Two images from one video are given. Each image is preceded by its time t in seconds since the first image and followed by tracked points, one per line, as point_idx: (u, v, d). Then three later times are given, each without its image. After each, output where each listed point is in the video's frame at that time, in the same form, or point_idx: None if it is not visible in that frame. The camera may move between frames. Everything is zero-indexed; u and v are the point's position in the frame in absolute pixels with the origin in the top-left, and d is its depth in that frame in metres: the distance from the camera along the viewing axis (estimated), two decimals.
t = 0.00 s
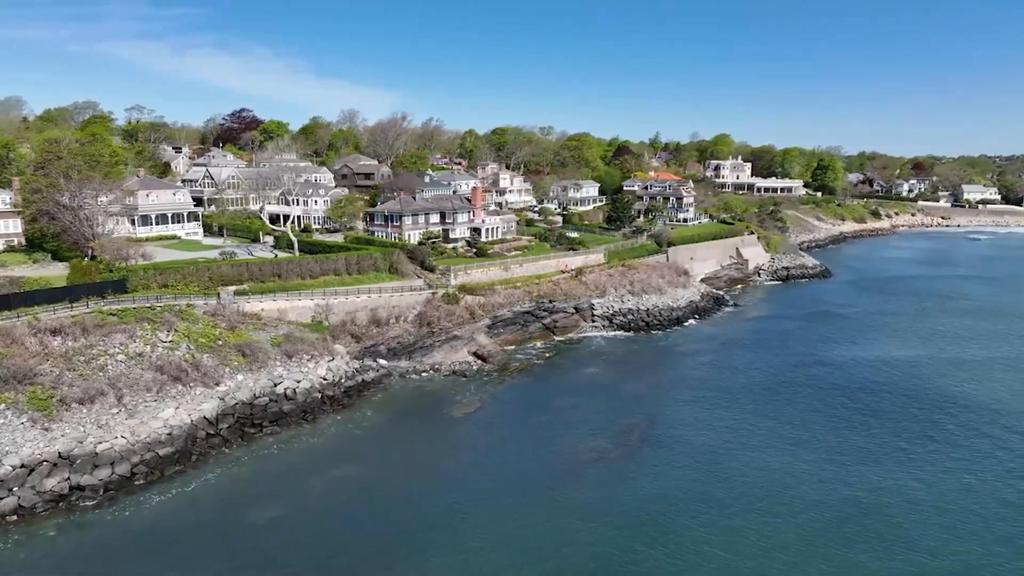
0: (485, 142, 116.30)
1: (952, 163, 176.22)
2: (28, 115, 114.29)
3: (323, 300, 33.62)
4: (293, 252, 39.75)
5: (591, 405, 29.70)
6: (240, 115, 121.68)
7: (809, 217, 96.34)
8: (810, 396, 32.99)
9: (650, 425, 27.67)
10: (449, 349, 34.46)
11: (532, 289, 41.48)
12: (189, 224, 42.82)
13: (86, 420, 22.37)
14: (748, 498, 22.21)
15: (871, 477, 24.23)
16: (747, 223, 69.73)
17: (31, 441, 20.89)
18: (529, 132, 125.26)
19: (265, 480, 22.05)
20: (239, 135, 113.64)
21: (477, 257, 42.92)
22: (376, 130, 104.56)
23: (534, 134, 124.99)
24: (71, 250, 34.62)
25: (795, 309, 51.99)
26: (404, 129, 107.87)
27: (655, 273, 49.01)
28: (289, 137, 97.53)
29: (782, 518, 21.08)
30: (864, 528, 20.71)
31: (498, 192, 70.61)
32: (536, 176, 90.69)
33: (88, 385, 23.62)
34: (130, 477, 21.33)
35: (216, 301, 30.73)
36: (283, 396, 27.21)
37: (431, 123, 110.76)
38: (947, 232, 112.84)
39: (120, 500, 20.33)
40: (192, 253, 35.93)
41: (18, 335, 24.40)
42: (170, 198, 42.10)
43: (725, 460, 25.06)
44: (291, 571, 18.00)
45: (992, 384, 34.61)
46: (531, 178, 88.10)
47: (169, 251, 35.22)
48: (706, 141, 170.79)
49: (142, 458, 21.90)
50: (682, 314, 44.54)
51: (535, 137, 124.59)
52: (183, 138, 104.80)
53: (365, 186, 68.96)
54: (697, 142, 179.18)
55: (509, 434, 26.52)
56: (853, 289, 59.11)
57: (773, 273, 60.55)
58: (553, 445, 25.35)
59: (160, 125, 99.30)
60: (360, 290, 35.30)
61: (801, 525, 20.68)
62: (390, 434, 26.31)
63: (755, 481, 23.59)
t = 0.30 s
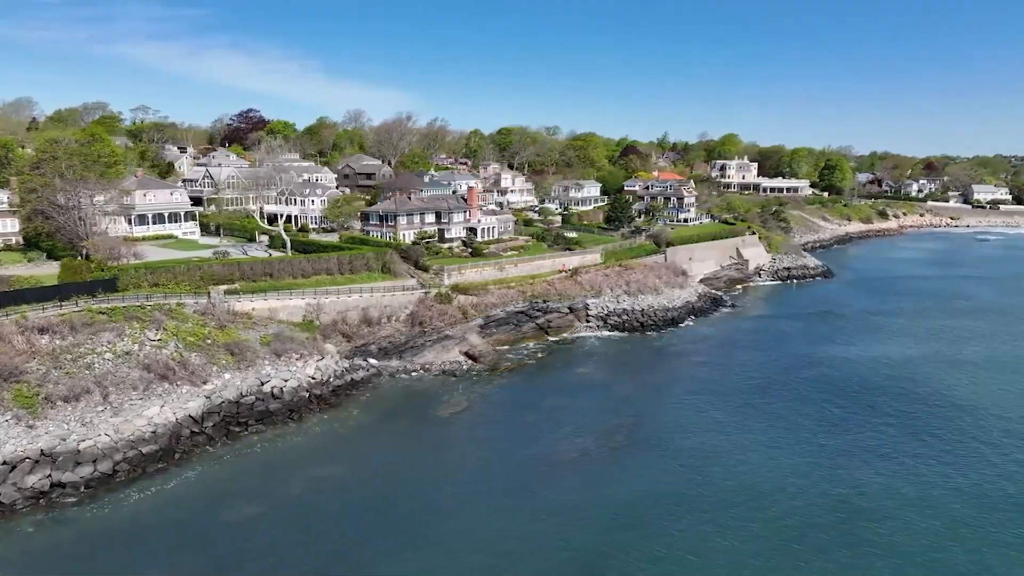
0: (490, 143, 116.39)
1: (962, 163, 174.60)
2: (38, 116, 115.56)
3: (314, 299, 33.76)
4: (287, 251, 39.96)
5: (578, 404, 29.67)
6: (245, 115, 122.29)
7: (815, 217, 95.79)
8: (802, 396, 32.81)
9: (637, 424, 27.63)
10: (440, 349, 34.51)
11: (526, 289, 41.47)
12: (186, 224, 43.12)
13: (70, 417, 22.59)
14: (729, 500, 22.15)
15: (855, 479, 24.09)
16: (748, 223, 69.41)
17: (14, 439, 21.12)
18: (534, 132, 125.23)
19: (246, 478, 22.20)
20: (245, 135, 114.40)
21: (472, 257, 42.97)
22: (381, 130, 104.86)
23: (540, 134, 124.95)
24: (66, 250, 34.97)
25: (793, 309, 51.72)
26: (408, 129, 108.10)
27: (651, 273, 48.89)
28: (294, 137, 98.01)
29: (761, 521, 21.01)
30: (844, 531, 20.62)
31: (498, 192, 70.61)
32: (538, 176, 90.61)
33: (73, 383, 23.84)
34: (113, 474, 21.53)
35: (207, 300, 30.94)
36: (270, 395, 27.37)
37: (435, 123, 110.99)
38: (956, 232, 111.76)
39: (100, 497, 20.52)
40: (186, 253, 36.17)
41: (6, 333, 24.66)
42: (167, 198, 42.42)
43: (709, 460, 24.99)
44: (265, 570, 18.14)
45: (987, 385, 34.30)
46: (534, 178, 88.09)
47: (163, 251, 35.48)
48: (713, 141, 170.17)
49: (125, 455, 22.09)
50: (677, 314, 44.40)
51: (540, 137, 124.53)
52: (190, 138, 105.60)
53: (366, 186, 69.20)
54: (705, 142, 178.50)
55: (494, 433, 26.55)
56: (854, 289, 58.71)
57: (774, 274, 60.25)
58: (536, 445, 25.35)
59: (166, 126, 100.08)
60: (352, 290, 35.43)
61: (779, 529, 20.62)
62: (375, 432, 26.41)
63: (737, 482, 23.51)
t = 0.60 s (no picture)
0: (495, 143, 116.46)
1: (974, 163, 172.93)
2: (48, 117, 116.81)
3: (306, 299, 33.90)
4: (282, 251, 40.17)
5: (565, 404, 29.64)
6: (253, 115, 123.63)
7: (820, 217, 95.22)
8: (793, 397, 32.64)
9: (622, 425, 27.59)
10: (431, 349, 34.56)
11: (520, 289, 41.46)
12: (183, 224, 43.41)
13: (55, 415, 22.82)
14: (708, 503, 22.10)
15: (840, 482, 23.95)
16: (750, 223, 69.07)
17: None
18: (540, 132, 125.21)
19: (228, 476, 22.34)
20: (252, 135, 115.18)
21: (467, 257, 43.01)
22: (385, 131, 105.15)
23: (545, 134, 124.89)
24: (61, 249, 35.36)
25: (792, 309, 51.43)
26: (413, 130, 108.36)
27: (648, 273, 48.75)
28: (299, 137, 98.51)
29: (739, 525, 20.96)
30: (823, 536, 20.52)
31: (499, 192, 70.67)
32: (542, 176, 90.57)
33: (59, 380, 24.08)
34: (95, 471, 21.72)
35: (198, 299, 31.14)
36: (257, 393, 27.51)
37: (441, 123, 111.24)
38: (964, 232, 110.72)
39: (81, 494, 20.71)
40: (181, 252, 36.40)
41: None
42: (164, 198, 42.76)
43: (692, 462, 24.93)
44: (240, 568, 18.27)
45: (982, 387, 33.97)
46: (538, 177, 88.06)
47: (157, 250, 35.76)
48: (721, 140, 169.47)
49: (108, 453, 22.28)
50: (673, 314, 44.24)
51: (546, 137, 124.49)
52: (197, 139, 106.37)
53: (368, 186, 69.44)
54: (713, 142, 177.80)
55: (478, 432, 26.59)
56: (856, 290, 58.29)
57: (774, 274, 59.93)
58: (519, 445, 25.35)
59: (173, 126, 100.94)
60: (344, 289, 35.55)
61: (757, 533, 20.56)
62: (360, 430, 26.49)
63: (719, 484, 23.46)
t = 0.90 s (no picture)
0: (500, 143, 116.40)
1: (985, 163, 171.27)
2: (56, 118, 117.82)
3: (297, 298, 34.02)
4: (277, 250, 40.36)
5: (552, 403, 29.59)
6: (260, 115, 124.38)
7: (825, 218, 94.63)
8: (784, 398, 32.46)
9: (607, 426, 27.53)
10: (422, 349, 34.59)
11: (514, 289, 41.44)
12: (181, 223, 43.62)
13: (40, 413, 23.03)
14: (687, 507, 22.01)
15: (823, 485, 23.77)
16: (752, 223, 68.71)
17: None
18: (545, 132, 125.12)
19: (209, 474, 22.47)
20: (258, 135, 115.75)
21: (461, 257, 43.05)
22: (390, 131, 105.39)
23: (551, 135, 124.77)
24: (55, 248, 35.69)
25: (791, 309, 51.12)
26: (418, 130, 108.52)
27: (645, 274, 48.61)
28: (304, 138, 98.92)
29: (717, 529, 20.86)
30: (800, 541, 20.40)
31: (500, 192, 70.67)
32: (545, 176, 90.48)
33: (46, 378, 24.32)
34: (77, 469, 21.89)
35: (188, 298, 31.34)
36: (243, 392, 27.64)
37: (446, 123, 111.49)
38: (973, 232, 109.71)
39: (62, 492, 20.87)
40: (174, 252, 36.59)
41: None
42: (162, 198, 43.07)
43: (675, 464, 24.83)
44: (213, 567, 18.36)
45: (975, 389, 33.65)
46: (541, 177, 88.12)
47: (151, 250, 35.98)
48: (729, 140, 168.70)
49: (91, 451, 22.45)
50: (668, 314, 44.07)
51: (552, 137, 124.37)
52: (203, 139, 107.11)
53: (370, 186, 69.69)
54: (721, 142, 177.01)
55: (461, 431, 26.61)
56: (857, 291, 57.85)
57: (775, 274, 59.56)
58: (501, 445, 25.35)
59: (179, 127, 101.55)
60: (335, 288, 35.65)
61: (734, 538, 20.46)
62: (344, 429, 26.57)
63: (700, 487, 23.35)
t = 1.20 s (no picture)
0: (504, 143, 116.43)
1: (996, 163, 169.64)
2: (65, 119, 118.90)
3: (288, 297, 34.17)
4: (271, 249, 40.53)
5: (538, 403, 29.58)
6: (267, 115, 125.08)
7: (830, 218, 94.07)
8: (775, 399, 32.29)
9: (592, 426, 27.48)
10: (413, 348, 34.64)
11: (507, 289, 41.43)
12: (178, 222, 43.89)
13: (25, 410, 23.26)
14: (666, 508, 21.94)
15: (806, 486, 23.60)
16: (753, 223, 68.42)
17: None
18: (550, 132, 125.10)
19: (190, 472, 22.67)
20: (264, 135, 116.39)
21: (455, 257, 43.11)
22: (393, 132, 105.68)
23: (556, 135, 124.75)
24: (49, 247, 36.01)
25: (789, 310, 50.82)
26: (421, 130, 108.71)
27: (641, 274, 48.50)
28: (309, 138, 99.40)
29: (694, 531, 20.78)
30: (777, 543, 20.27)
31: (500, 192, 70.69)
32: (547, 176, 90.43)
33: (32, 376, 24.57)
34: (60, 466, 22.09)
35: (179, 297, 31.56)
36: (230, 391, 27.82)
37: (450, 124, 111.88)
38: (981, 233, 108.75)
39: (44, 489, 21.06)
40: (168, 251, 36.85)
41: None
42: (159, 197, 43.39)
43: (657, 465, 24.73)
44: (187, 564, 18.48)
45: (969, 390, 33.33)
46: (544, 177, 88.25)
47: (145, 249, 36.24)
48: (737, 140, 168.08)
49: (74, 448, 22.66)
50: (663, 315, 43.93)
51: (557, 137, 124.33)
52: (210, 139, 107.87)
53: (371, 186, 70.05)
54: (728, 142, 176.32)
55: (445, 430, 26.64)
56: (857, 291, 57.43)
57: (775, 274, 59.21)
58: (483, 445, 25.36)
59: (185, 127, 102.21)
60: (327, 288, 35.78)
61: (711, 540, 20.35)
62: (328, 428, 26.68)
63: (681, 487, 23.23)
